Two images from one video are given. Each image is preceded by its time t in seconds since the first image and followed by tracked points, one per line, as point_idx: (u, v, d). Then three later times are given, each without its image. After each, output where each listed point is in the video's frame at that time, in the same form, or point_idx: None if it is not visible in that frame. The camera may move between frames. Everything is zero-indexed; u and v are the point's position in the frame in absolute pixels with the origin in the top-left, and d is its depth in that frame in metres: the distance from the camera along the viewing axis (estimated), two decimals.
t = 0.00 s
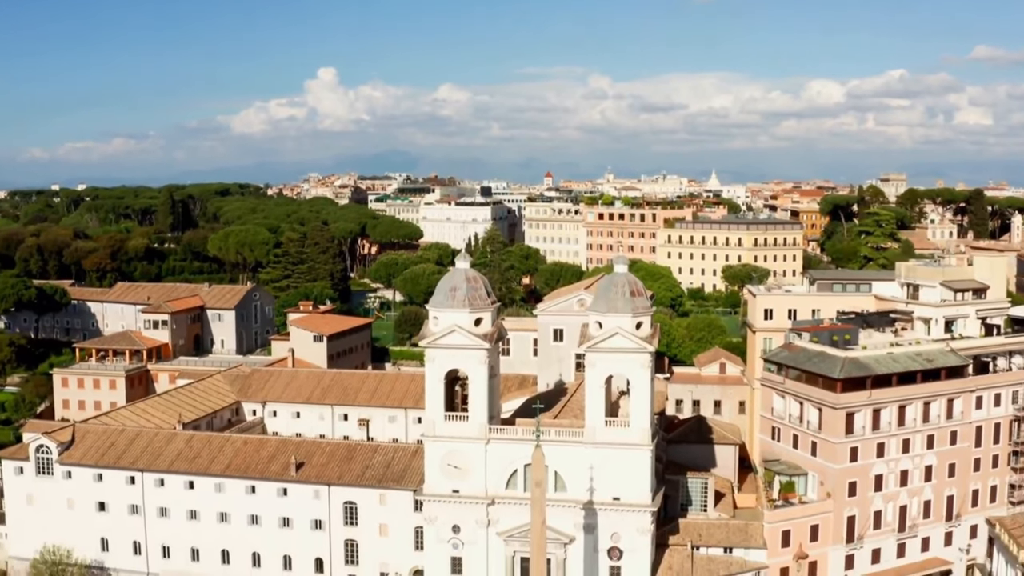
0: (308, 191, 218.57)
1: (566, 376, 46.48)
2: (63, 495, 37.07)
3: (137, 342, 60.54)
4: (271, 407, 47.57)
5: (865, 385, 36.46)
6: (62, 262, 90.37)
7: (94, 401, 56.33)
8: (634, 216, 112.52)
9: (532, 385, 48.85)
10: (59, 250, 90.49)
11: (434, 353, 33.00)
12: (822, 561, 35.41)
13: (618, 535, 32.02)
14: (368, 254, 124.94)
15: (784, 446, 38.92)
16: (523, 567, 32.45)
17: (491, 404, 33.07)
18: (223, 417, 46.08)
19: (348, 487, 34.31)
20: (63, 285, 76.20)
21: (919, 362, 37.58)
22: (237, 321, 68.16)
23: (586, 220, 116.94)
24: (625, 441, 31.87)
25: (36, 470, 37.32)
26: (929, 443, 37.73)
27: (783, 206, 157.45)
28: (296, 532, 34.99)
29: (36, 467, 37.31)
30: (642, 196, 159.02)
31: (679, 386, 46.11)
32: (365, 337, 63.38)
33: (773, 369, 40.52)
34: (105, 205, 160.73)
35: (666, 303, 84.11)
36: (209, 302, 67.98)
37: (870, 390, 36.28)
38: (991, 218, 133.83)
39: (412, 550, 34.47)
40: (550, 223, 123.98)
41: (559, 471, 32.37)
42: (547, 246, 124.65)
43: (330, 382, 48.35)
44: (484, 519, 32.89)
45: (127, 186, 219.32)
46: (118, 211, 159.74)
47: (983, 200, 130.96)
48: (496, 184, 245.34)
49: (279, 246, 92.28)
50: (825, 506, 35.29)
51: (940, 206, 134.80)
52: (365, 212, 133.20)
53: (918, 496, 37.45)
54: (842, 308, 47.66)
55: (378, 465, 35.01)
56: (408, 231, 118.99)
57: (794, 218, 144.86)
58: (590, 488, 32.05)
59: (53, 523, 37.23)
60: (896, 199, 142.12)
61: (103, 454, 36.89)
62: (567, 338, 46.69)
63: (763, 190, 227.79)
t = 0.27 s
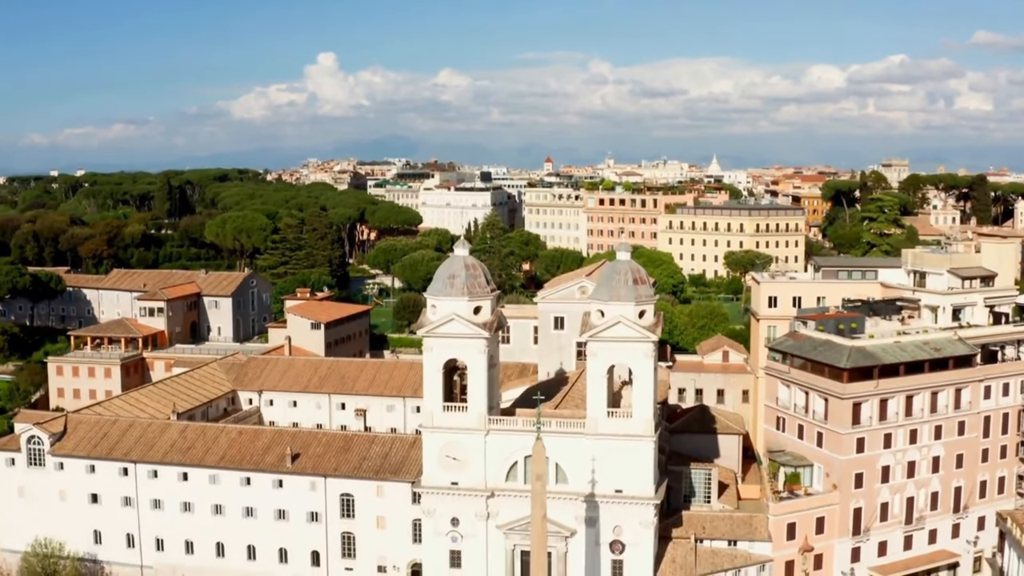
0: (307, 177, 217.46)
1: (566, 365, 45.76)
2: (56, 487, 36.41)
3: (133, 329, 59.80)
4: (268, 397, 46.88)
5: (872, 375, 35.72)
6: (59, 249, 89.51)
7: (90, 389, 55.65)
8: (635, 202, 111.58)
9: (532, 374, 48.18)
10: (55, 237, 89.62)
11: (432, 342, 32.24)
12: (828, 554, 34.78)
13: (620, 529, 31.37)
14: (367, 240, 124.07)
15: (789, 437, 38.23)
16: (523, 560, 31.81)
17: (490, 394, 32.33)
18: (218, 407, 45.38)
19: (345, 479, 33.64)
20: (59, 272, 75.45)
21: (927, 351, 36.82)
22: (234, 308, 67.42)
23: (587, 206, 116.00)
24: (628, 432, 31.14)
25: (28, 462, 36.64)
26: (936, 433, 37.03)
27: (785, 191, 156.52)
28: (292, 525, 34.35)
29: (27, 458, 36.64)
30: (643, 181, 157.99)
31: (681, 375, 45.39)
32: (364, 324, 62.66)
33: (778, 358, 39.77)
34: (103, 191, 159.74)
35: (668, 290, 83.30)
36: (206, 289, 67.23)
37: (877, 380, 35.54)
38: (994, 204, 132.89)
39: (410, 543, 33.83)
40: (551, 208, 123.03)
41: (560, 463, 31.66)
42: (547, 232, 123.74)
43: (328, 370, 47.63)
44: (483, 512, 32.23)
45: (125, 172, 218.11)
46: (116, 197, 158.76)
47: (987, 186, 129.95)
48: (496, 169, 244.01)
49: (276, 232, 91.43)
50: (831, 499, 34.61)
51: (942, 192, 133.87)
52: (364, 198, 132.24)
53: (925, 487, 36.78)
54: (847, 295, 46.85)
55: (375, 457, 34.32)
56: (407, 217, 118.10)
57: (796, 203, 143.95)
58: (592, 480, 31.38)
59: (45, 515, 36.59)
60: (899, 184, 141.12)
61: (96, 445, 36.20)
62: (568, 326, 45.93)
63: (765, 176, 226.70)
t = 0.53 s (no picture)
0: (306, 165, 216.54)
1: (567, 355, 45.12)
2: (49, 480, 35.83)
3: (129, 319, 59.15)
4: (264, 387, 46.29)
5: (877, 366, 35.11)
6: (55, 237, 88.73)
7: (85, 380, 55.05)
8: (635, 189, 110.82)
9: (532, 364, 47.59)
10: (51, 226, 88.85)
11: (431, 333, 31.61)
12: (833, 548, 34.24)
13: (622, 523, 30.79)
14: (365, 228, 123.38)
15: (793, 429, 37.62)
16: (523, 555, 31.25)
17: (490, 386, 31.70)
18: (214, 398, 44.79)
19: (342, 472, 33.07)
20: (55, 261, 74.75)
21: (934, 342, 36.17)
22: (231, 297, 66.77)
23: (587, 193, 115.23)
24: (629, 424, 30.55)
25: (20, 455, 36.05)
26: (943, 426, 36.43)
27: (785, 179, 155.74)
28: (288, 518, 33.80)
29: (19, 451, 36.03)
30: (644, 169, 157.09)
31: (683, 365, 44.77)
32: (362, 314, 62.02)
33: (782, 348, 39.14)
34: (100, 179, 158.83)
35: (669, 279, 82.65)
36: (203, 279, 66.57)
37: (883, 371, 34.92)
38: (997, 192, 132.14)
39: (408, 538, 33.30)
40: (551, 196, 122.23)
41: (561, 456, 31.03)
42: (547, 219, 122.95)
43: (325, 360, 47.01)
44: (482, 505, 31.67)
45: (124, 160, 217.15)
46: (114, 185, 157.85)
47: (989, 174, 129.18)
48: (495, 157, 243.09)
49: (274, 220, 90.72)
50: (837, 492, 34.06)
51: (944, 180, 133.11)
52: (363, 186, 131.42)
53: (932, 480, 36.22)
54: (851, 284, 46.09)
55: (373, 450, 33.73)
56: (406, 205, 117.33)
57: (797, 191, 143.16)
58: (594, 474, 30.79)
59: (39, 508, 36.03)
60: (900, 172, 140.32)
61: (89, 437, 35.62)
62: (569, 316, 45.26)
63: (765, 163, 225.81)
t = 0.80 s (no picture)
0: (306, 150, 215.43)
1: (568, 345, 44.40)
2: (41, 473, 35.20)
3: (124, 308, 58.45)
4: (261, 376, 45.61)
5: (885, 356, 34.38)
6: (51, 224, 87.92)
7: (80, 369, 54.41)
8: (636, 175, 109.90)
9: (532, 353, 46.92)
10: (47, 212, 88.02)
11: (429, 323, 30.87)
12: (839, 542, 33.64)
13: (624, 517, 30.16)
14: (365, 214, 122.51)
15: (799, 420, 36.96)
16: (523, 549, 30.65)
17: (490, 377, 31.01)
18: (210, 388, 44.12)
19: (338, 465, 32.42)
20: (51, 249, 73.95)
21: (942, 331, 35.43)
22: (228, 285, 66.04)
23: (588, 179, 114.26)
24: (632, 416, 29.85)
25: (12, 447, 35.42)
26: (951, 417, 35.75)
27: (787, 165, 154.70)
28: (284, 512, 33.18)
29: (11, 442, 35.41)
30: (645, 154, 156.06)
31: (686, 354, 44.08)
32: (360, 301, 61.28)
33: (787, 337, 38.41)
34: (98, 165, 157.83)
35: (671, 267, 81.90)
36: (199, 266, 65.82)
37: (890, 361, 34.20)
38: (1000, 178, 131.13)
39: (406, 531, 32.68)
40: (551, 182, 121.28)
41: (562, 449, 30.35)
42: (548, 206, 122.06)
43: (323, 349, 46.32)
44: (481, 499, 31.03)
45: (122, 146, 215.97)
46: (113, 171, 156.88)
47: (993, 160, 128.18)
48: (496, 142, 241.80)
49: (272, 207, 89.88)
50: (843, 484, 33.41)
51: (947, 166, 132.15)
52: (363, 171, 130.50)
53: (939, 473, 35.57)
54: (857, 273, 45.40)
55: (370, 442, 33.07)
56: (406, 191, 116.46)
57: (799, 177, 142.23)
58: (596, 467, 30.12)
59: (30, 501, 35.41)
60: (903, 159, 139.37)
61: (81, 429, 34.96)
62: (570, 304, 44.51)
63: (767, 149, 224.60)
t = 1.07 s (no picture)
0: (305, 137, 214.20)
1: (569, 335, 43.67)
2: (32, 466, 34.54)
3: (120, 296, 57.72)
4: (257, 366, 44.91)
5: (893, 347, 33.65)
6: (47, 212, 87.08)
7: (75, 359, 53.72)
8: (637, 162, 108.95)
9: (533, 343, 46.24)
10: (43, 199, 87.18)
11: (427, 313, 30.14)
12: (846, 536, 33.03)
13: (627, 512, 29.52)
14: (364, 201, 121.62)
15: (804, 411, 36.29)
16: (523, 544, 30.03)
17: (489, 369, 30.31)
18: (205, 378, 43.43)
19: (335, 458, 31.77)
20: (46, 236, 73.14)
21: (950, 322, 34.70)
22: (225, 273, 65.29)
23: (589, 166, 113.30)
24: (635, 408, 29.17)
25: (3, 440, 34.75)
26: (959, 409, 35.06)
27: (789, 151, 153.67)
28: (280, 506, 32.55)
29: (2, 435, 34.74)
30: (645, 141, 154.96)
31: (689, 344, 43.37)
32: (359, 290, 60.55)
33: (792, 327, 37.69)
34: (96, 152, 156.78)
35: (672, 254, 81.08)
36: (196, 254, 65.05)
37: (898, 353, 33.48)
38: (1003, 165, 130.10)
39: (403, 525, 32.08)
40: (552, 168, 120.32)
41: (563, 442, 29.67)
42: (548, 192, 121.11)
43: (320, 339, 45.62)
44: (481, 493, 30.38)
45: (121, 133, 214.69)
46: (110, 158, 155.88)
47: (996, 147, 127.11)
48: (495, 128, 240.42)
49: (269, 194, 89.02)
50: (850, 478, 32.76)
51: (950, 153, 131.06)
52: (362, 158, 129.51)
53: (947, 466, 34.92)
54: (862, 262, 44.69)
55: (367, 434, 32.42)
56: (405, 177, 115.55)
57: (801, 163, 141.17)
58: (597, 461, 29.47)
59: (22, 495, 34.78)
60: (906, 145, 138.28)
61: (73, 421, 34.28)
62: (571, 293, 43.77)
63: (768, 136, 223.30)
